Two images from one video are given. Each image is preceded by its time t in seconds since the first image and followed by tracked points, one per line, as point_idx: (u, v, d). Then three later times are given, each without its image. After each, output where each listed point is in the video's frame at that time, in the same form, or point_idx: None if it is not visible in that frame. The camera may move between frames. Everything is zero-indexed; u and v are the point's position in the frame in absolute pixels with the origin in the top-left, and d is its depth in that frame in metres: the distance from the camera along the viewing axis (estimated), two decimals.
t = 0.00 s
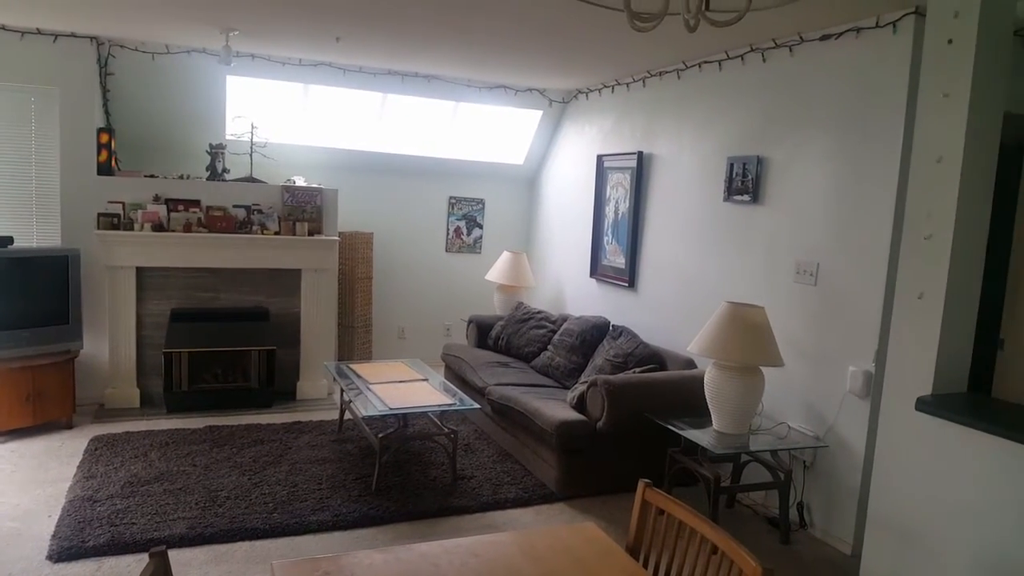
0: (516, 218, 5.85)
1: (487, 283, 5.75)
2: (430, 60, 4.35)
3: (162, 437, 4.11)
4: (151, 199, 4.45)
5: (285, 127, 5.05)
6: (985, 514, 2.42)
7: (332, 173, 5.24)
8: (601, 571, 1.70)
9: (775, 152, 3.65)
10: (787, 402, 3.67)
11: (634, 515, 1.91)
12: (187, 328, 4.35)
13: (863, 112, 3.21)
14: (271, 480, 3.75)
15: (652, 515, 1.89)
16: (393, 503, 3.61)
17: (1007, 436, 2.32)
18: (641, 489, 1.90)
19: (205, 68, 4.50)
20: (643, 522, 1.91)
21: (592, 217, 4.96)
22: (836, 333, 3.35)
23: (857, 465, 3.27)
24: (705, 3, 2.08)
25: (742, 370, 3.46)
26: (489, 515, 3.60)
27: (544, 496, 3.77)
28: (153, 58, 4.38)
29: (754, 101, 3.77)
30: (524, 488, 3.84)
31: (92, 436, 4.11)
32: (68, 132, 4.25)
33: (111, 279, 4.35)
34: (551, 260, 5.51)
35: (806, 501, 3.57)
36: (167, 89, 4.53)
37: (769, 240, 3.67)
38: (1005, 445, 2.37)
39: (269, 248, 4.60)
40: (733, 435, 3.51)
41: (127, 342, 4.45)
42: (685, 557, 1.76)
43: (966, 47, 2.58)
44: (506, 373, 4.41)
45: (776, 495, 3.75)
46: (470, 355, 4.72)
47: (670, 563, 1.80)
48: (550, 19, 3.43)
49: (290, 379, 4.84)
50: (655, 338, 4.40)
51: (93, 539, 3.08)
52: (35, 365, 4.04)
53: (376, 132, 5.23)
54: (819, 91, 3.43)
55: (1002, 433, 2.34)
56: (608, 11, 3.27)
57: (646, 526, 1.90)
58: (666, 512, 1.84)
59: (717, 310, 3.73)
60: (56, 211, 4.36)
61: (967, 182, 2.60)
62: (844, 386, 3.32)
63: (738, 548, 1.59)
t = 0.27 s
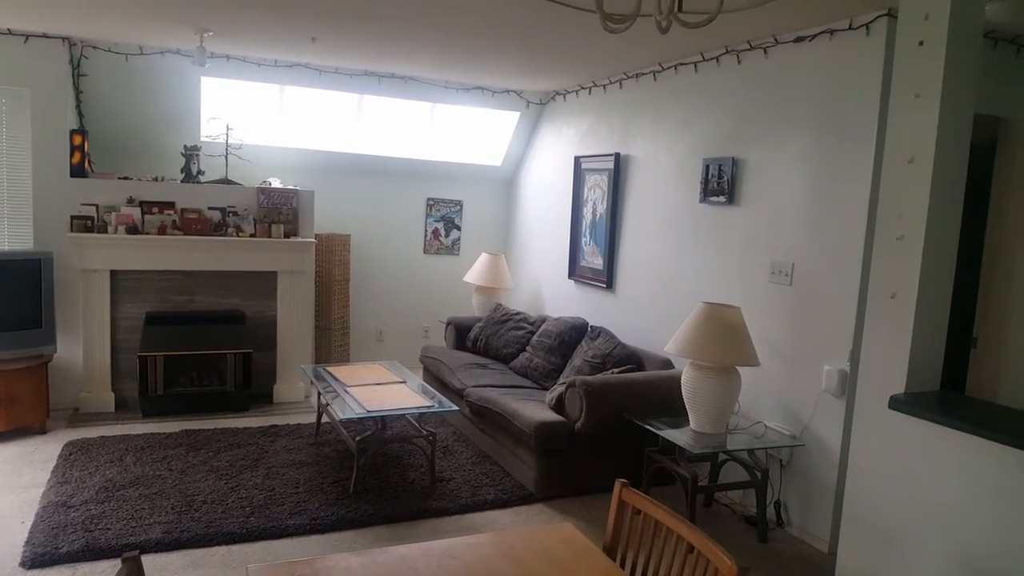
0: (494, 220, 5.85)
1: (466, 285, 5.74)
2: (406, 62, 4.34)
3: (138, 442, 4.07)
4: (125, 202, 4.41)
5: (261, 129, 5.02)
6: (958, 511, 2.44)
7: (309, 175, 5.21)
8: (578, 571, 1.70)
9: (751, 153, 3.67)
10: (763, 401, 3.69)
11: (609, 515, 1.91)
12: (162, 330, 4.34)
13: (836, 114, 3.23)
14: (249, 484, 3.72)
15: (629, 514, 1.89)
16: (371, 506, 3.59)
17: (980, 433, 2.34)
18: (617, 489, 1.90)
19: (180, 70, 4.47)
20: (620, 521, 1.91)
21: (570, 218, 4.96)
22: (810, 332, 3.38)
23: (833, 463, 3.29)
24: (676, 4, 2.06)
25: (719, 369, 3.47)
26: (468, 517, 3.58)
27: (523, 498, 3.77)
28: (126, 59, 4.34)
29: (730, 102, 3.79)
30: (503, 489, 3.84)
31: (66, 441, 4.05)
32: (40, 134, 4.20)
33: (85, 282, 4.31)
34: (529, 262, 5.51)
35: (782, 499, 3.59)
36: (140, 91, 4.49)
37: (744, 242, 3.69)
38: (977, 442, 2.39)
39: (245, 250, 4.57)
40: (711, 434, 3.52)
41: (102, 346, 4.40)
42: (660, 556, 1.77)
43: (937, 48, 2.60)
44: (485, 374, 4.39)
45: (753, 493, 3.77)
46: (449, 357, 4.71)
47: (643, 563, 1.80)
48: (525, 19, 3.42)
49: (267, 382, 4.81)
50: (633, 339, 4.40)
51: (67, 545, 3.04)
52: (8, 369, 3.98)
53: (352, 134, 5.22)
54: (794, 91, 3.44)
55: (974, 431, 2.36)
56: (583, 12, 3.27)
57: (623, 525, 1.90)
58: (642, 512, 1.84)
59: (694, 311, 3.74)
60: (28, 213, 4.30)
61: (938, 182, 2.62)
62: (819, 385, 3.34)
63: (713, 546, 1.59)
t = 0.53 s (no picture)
0: (476, 220, 5.84)
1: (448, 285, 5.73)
2: (386, 60, 4.33)
3: (116, 444, 4.03)
4: (103, 202, 4.37)
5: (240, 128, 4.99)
6: (936, 508, 2.46)
7: (290, 174, 5.18)
8: (559, 570, 1.70)
9: (731, 153, 3.68)
10: (744, 400, 3.71)
11: (591, 514, 1.91)
12: (139, 331, 4.29)
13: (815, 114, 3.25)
14: (229, 486, 3.69)
15: (610, 512, 1.89)
16: (353, 507, 3.57)
17: (957, 431, 2.36)
18: (599, 489, 1.90)
19: (158, 69, 4.45)
20: (602, 521, 1.91)
21: (552, 218, 4.96)
22: (790, 332, 3.39)
23: (812, 461, 3.31)
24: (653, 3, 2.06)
25: (700, 368, 3.48)
26: (451, 517, 3.57)
27: (506, 497, 3.76)
28: (104, 57, 4.30)
29: (711, 102, 3.80)
30: (486, 489, 3.83)
31: (43, 443, 4.00)
32: (16, 133, 4.14)
33: (62, 283, 4.26)
34: (512, 262, 5.51)
35: (763, 497, 3.60)
36: (118, 89, 4.44)
37: (725, 241, 3.70)
38: (954, 439, 2.41)
39: (224, 249, 4.53)
40: (692, 433, 3.53)
41: (80, 347, 4.35)
42: (642, 554, 1.77)
43: (914, 48, 2.61)
44: (468, 374, 4.38)
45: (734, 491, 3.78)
46: (431, 357, 4.69)
47: (625, 561, 1.80)
48: (505, 19, 3.41)
49: (248, 384, 4.77)
50: (615, 339, 4.41)
51: (44, 549, 3.00)
52: None
53: (333, 133, 5.19)
54: (773, 92, 3.46)
55: (951, 429, 2.38)
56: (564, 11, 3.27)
57: (604, 524, 1.90)
58: (623, 511, 1.84)
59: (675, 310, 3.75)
60: (4, 213, 4.24)
61: (916, 182, 2.64)
62: (799, 383, 3.36)
63: (694, 545, 1.59)
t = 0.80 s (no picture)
0: (458, 220, 5.83)
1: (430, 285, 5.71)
2: (366, 61, 4.31)
3: (95, 447, 3.99)
4: (81, 203, 4.32)
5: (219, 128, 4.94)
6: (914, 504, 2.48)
7: (269, 175, 5.14)
8: (542, 570, 1.70)
9: (711, 153, 3.70)
10: (725, 398, 3.72)
11: (573, 516, 1.91)
12: (119, 333, 4.27)
13: (794, 114, 3.26)
14: (209, 489, 3.66)
15: (592, 513, 1.89)
16: (335, 510, 3.53)
17: (933, 428, 2.36)
18: (581, 489, 1.90)
19: (136, 69, 4.40)
20: (584, 521, 1.91)
21: (534, 218, 4.95)
22: (769, 330, 3.41)
23: (793, 459, 3.33)
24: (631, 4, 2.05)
25: (682, 368, 3.49)
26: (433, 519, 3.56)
27: (489, 498, 3.73)
28: (81, 57, 4.25)
29: (691, 103, 3.81)
30: (469, 491, 3.79)
31: (20, 448, 3.94)
32: None
33: (38, 286, 4.21)
34: (494, 262, 5.50)
35: (745, 495, 3.62)
36: (95, 90, 4.40)
37: (706, 241, 3.72)
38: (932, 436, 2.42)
39: (202, 250, 4.49)
40: (674, 432, 3.54)
41: (58, 350, 4.30)
42: (623, 553, 1.76)
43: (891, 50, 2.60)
44: (450, 376, 4.35)
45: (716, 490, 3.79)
46: (413, 358, 4.67)
47: (608, 561, 1.80)
48: (484, 19, 3.40)
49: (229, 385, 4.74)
50: (597, 338, 4.41)
51: (20, 555, 2.96)
52: None
53: (314, 134, 5.17)
54: (753, 93, 3.47)
55: (927, 426, 2.38)
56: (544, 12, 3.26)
57: (586, 525, 1.90)
58: (604, 511, 1.84)
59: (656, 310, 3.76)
60: None
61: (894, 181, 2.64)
62: (779, 382, 3.38)
63: (676, 545, 1.59)
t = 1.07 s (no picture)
0: (440, 222, 5.83)
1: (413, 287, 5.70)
2: (347, 62, 4.31)
3: (74, 452, 3.94)
4: (58, 205, 4.28)
5: (199, 129, 4.91)
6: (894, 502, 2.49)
7: (250, 176, 5.10)
8: (525, 570, 1.69)
9: (691, 155, 3.71)
10: (706, 399, 3.73)
11: (557, 518, 1.91)
12: (96, 336, 4.21)
13: (774, 115, 3.28)
14: (190, 493, 3.62)
15: (574, 514, 1.89)
16: (317, 513, 3.50)
17: (911, 426, 2.30)
18: (563, 490, 1.90)
19: (114, 70, 4.37)
20: (566, 523, 1.91)
21: (517, 219, 4.95)
22: (750, 331, 3.43)
23: (774, 458, 3.34)
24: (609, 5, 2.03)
25: (663, 368, 3.50)
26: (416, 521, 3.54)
27: (472, 501, 3.67)
28: (58, 58, 4.21)
29: (672, 105, 3.82)
30: (451, 492, 3.73)
31: None
32: None
33: (15, 289, 4.16)
34: (477, 264, 5.50)
35: (727, 495, 3.62)
36: (73, 91, 4.36)
37: (687, 242, 3.73)
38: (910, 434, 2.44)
39: (181, 252, 4.46)
40: (656, 432, 3.55)
41: (35, 354, 4.25)
42: (606, 554, 1.76)
43: (868, 52, 2.53)
44: (433, 378, 4.28)
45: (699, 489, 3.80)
46: (395, 359, 4.59)
47: (591, 561, 1.79)
48: (465, 20, 3.41)
49: (210, 389, 4.70)
50: (580, 339, 4.41)
51: None
52: None
53: (295, 135, 5.15)
54: (733, 94, 3.48)
55: (905, 424, 2.32)
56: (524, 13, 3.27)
57: (568, 527, 1.89)
58: (586, 512, 1.84)
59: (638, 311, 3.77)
60: None
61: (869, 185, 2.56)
62: (760, 381, 3.40)
63: (658, 545, 1.59)
